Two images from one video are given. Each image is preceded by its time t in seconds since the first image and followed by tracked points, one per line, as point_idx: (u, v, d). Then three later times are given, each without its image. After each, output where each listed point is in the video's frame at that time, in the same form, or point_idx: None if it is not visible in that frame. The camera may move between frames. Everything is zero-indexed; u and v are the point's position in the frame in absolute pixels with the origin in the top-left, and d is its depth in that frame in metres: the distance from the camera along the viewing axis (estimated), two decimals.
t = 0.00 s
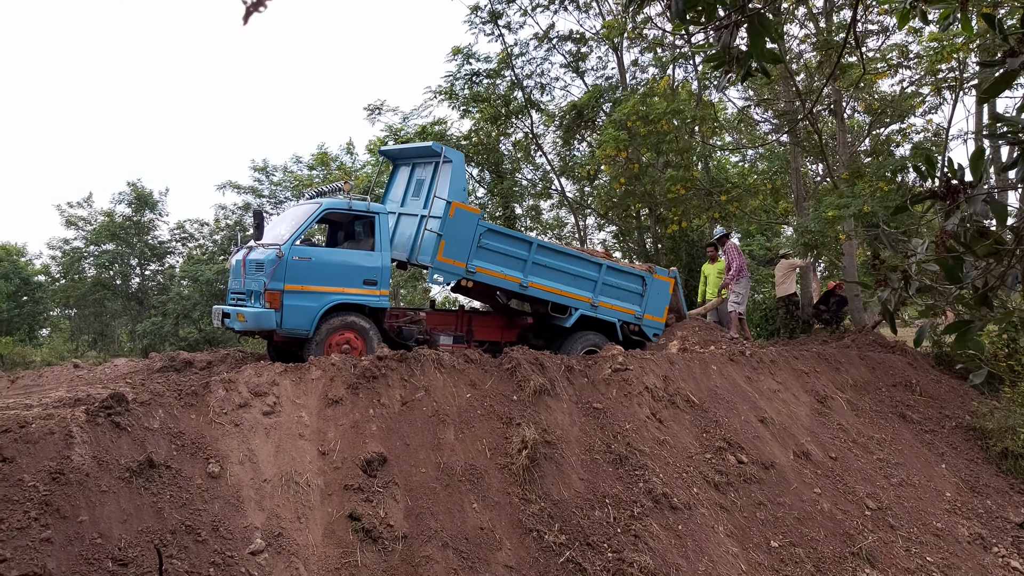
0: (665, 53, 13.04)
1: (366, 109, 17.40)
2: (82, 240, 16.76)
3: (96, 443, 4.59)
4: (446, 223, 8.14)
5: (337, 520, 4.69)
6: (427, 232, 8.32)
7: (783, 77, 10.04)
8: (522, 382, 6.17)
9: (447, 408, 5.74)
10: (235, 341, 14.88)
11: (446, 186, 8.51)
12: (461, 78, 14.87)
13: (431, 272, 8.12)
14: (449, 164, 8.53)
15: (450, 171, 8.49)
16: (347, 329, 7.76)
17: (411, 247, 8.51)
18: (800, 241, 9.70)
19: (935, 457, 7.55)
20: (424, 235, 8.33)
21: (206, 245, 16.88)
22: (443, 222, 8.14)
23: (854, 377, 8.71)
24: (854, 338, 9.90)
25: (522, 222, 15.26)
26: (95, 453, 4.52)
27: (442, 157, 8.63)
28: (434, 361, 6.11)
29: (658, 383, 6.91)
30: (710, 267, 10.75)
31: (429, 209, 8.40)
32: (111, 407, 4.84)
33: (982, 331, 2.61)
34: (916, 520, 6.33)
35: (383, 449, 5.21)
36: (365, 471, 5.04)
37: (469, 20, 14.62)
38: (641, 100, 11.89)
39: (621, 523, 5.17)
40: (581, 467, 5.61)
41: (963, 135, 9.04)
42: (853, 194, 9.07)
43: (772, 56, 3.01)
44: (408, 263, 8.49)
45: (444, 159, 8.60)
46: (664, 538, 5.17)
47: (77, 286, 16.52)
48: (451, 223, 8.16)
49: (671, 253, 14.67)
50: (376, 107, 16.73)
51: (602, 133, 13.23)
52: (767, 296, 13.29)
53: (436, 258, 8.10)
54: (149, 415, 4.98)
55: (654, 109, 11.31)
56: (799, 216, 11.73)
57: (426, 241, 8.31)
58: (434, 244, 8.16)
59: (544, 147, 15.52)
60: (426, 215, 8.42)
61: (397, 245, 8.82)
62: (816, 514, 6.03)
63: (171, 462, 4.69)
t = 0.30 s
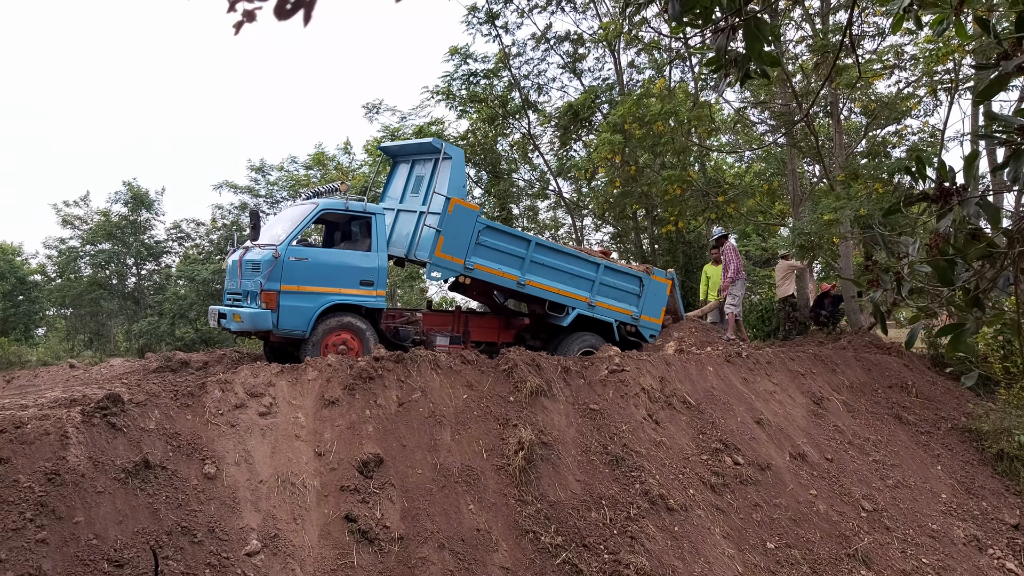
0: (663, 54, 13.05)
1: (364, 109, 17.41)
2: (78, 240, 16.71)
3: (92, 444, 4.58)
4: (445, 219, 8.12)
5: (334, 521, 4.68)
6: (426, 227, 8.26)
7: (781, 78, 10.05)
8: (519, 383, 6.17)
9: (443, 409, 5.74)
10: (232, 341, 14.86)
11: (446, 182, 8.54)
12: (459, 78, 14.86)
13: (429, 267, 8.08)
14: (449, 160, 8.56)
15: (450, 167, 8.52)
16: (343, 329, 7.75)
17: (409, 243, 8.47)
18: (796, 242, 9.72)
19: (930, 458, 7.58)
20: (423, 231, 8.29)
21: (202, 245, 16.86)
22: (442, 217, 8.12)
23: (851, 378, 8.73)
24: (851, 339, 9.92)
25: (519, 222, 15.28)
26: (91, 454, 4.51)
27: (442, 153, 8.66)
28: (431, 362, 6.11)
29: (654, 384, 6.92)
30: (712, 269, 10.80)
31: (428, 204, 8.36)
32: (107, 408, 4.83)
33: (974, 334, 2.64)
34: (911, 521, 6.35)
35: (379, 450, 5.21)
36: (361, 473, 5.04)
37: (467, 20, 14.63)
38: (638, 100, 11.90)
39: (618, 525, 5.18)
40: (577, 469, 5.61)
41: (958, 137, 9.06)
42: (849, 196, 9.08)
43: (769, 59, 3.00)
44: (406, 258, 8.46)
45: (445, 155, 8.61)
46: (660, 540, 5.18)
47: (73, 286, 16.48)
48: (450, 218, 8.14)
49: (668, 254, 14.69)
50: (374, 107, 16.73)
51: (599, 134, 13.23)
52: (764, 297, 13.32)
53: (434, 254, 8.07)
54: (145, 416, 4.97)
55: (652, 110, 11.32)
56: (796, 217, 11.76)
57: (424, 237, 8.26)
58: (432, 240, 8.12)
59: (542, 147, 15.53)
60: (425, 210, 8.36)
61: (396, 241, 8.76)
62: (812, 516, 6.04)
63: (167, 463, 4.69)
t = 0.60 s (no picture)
0: (665, 54, 13.04)
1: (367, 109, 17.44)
2: (81, 239, 16.75)
3: (95, 444, 4.59)
4: (449, 215, 8.14)
5: (336, 521, 4.69)
6: (430, 223, 8.34)
7: (783, 79, 10.04)
8: (522, 384, 6.17)
9: (445, 409, 5.74)
10: (234, 340, 14.88)
11: (450, 178, 8.53)
12: (461, 78, 14.87)
13: (432, 263, 8.14)
14: (454, 156, 8.54)
15: (455, 163, 8.50)
16: (345, 329, 7.75)
17: (413, 238, 8.54)
18: (799, 242, 9.71)
19: (933, 459, 7.57)
20: (427, 227, 8.34)
21: (205, 245, 16.88)
22: (446, 213, 8.14)
23: (853, 379, 8.71)
24: (853, 340, 9.91)
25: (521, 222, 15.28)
26: (94, 454, 4.52)
27: (447, 149, 8.64)
28: (433, 362, 6.11)
29: (657, 385, 6.91)
30: (717, 268, 10.80)
31: (433, 200, 8.46)
32: (110, 407, 4.84)
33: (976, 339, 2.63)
34: (914, 522, 6.34)
35: (382, 450, 5.22)
36: (363, 473, 5.04)
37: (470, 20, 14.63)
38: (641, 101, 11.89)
39: (620, 525, 5.18)
40: (579, 469, 5.61)
41: (961, 138, 9.06)
42: (852, 196, 9.06)
43: (771, 61, 2.99)
44: (410, 254, 8.51)
45: (450, 151, 8.61)
46: (662, 540, 5.18)
47: (76, 285, 16.51)
48: (454, 214, 8.16)
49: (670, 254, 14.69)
50: (377, 106, 16.75)
51: (601, 134, 13.23)
52: (766, 298, 13.31)
53: (438, 249, 8.13)
54: (148, 416, 4.98)
55: (653, 110, 11.32)
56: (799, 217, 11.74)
57: (428, 232, 8.32)
58: (437, 235, 8.17)
59: (544, 147, 15.53)
60: (429, 207, 8.46)
61: (400, 237, 8.87)
62: (814, 517, 6.03)
63: (170, 463, 4.69)
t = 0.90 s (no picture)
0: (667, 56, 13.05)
1: (368, 110, 17.49)
2: (84, 239, 16.77)
3: (97, 444, 4.59)
4: (453, 211, 8.12)
5: (337, 522, 4.68)
6: (434, 219, 8.33)
7: (785, 81, 10.03)
8: (523, 384, 6.16)
9: (447, 410, 5.74)
10: (236, 341, 14.88)
11: (455, 175, 8.51)
12: (463, 79, 14.88)
13: (436, 259, 8.11)
14: (460, 153, 8.53)
15: (460, 160, 8.48)
16: (347, 330, 7.76)
17: (417, 234, 8.56)
18: (801, 244, 9.70)
19: (935, 461, 7.55)
20: (431, 222, 8.33)
21: (207, 245, 16.91)
22: (451, 209, 8.13)
23: (855, 380, 8.70)
24: (855, 341, 9.89)
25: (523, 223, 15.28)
26: (96, 454, 4.53)
27: (453, 146, 8.63)
28: (435, 363, 6.11)
29: (658, 386, 6.91)
30: (719, 269, 10.81)
31: (437, 196, 8.46)
32: (112, 407, 4.84)
33: (974, 343, 2.62)
34: (916, 524, 6.32)
35: (383, 451, 5.22)
36: (365, 473, 5.04)
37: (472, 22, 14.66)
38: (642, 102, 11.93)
39: (621, 526, 5.18)
40: (581, 470, 5.61)
41: (963, 140, 9.05)
42: (853, 198, 9.06)
43: (772, 63, 2.98)
44: (413, 250, 8.54)
45: (455, 148, 8.60)
46: (664, 542, 5.17)
47: (78, 285, 16.52)
48: (458, 211, 8.15)
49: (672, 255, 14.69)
50: (379, 107, 16.78)
51: (603, 136, 13.25)
52: (768, 299, 13.30)
53: (442, 245, 8.09)
54: (150, 416, 4.98)
55: (654, 112, 11.33)
56: (801, 219, 11.74)
57: (432, 228, 8.30)
58: (441, 231, 8.14)
59: (546, 148, 15.53)
60: (434, 203, 8.46)
61: (404, 234, 8.90)
62: (815, 518, 6.03)
63: (172, 463, 4.69)
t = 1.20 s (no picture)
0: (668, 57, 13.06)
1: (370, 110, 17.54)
2: (85, 238, 16.80)
3: (98, 442, 4.60)
4: (457, 207, 8.11)
5: (338, 521, 4.68)
6: (438, 214, 8.31)
7: (787, 82, 10.03)
8: (524, 385, 6.17)
9: (448, 410, 5.74)
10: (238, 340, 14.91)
11: (459, 171, 8.50)
12: (465, 80, 14.89)
13: (439, 254, 8.09)
14: (464, 149, 8.51)
15: (464, 156, 8.46)
16: (348, 330, 7.76)
17: (421, 230, 8.57)
18: (802, 245, 9.70)
19: (936, 463, 7.55)
20: (434, 218, 8.31)
21: (208, 244, 16.92)
22: (454, 205, 8.11)
23: (856, 382, 8.69)
24: (857, 343, 9.89)
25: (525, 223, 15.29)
26: (97, 452, 4.53)
27: (457, 142, 8.62)
28: (436, 362, 6.11)
29: (660, 387, 6.90)
30: (719, 270, 10.81)
31: (441, 192, 8.45)
32: (114, 406, 4.84)
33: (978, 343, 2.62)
34: (917, 526, 6.32)
35: (384, 450, 5.22)
36: (366, 473, 5.04)
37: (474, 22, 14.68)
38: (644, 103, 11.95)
39: (623, 527, 5.17)
40: (582, 471, 5.60)
41: (965, 141, 9.05)
42: (855, 200, 9.05)
43: (776, 61, 3.00)
44: (416, 246, 8.60)
45: (460, 144, 8.57)
46: (665, 543, 5.17)
47: (79, 284, 16.54)
48: (462, 206, 8.13)
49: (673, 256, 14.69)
50: (381, 107, 16.80)
51: (605, 136, 13.26)
52: (769, 301, 13.30)
53: (445, 240, 8.06)
54: (151, 415, 4.98)
55: (656, 113, 11.34)
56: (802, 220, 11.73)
57: (436, 224, 8.29)
58: (444, 227, 8.12)
59: (548, 149, 15.54)
60: (437, 198, 8.45)
61: (407, 229, 8.93)
62: (816, 520, 6.02)
63: (173, 461, 4.70)
